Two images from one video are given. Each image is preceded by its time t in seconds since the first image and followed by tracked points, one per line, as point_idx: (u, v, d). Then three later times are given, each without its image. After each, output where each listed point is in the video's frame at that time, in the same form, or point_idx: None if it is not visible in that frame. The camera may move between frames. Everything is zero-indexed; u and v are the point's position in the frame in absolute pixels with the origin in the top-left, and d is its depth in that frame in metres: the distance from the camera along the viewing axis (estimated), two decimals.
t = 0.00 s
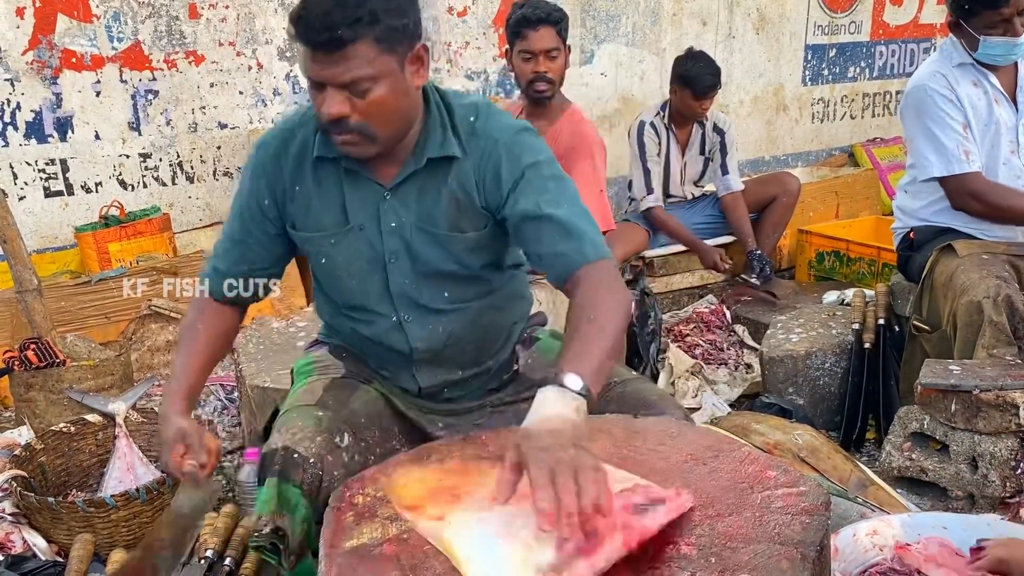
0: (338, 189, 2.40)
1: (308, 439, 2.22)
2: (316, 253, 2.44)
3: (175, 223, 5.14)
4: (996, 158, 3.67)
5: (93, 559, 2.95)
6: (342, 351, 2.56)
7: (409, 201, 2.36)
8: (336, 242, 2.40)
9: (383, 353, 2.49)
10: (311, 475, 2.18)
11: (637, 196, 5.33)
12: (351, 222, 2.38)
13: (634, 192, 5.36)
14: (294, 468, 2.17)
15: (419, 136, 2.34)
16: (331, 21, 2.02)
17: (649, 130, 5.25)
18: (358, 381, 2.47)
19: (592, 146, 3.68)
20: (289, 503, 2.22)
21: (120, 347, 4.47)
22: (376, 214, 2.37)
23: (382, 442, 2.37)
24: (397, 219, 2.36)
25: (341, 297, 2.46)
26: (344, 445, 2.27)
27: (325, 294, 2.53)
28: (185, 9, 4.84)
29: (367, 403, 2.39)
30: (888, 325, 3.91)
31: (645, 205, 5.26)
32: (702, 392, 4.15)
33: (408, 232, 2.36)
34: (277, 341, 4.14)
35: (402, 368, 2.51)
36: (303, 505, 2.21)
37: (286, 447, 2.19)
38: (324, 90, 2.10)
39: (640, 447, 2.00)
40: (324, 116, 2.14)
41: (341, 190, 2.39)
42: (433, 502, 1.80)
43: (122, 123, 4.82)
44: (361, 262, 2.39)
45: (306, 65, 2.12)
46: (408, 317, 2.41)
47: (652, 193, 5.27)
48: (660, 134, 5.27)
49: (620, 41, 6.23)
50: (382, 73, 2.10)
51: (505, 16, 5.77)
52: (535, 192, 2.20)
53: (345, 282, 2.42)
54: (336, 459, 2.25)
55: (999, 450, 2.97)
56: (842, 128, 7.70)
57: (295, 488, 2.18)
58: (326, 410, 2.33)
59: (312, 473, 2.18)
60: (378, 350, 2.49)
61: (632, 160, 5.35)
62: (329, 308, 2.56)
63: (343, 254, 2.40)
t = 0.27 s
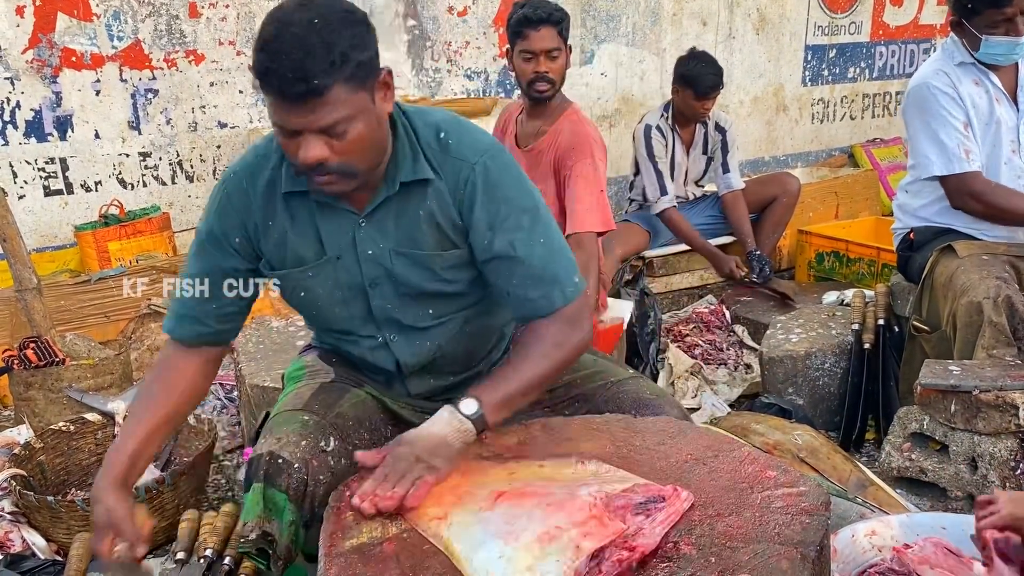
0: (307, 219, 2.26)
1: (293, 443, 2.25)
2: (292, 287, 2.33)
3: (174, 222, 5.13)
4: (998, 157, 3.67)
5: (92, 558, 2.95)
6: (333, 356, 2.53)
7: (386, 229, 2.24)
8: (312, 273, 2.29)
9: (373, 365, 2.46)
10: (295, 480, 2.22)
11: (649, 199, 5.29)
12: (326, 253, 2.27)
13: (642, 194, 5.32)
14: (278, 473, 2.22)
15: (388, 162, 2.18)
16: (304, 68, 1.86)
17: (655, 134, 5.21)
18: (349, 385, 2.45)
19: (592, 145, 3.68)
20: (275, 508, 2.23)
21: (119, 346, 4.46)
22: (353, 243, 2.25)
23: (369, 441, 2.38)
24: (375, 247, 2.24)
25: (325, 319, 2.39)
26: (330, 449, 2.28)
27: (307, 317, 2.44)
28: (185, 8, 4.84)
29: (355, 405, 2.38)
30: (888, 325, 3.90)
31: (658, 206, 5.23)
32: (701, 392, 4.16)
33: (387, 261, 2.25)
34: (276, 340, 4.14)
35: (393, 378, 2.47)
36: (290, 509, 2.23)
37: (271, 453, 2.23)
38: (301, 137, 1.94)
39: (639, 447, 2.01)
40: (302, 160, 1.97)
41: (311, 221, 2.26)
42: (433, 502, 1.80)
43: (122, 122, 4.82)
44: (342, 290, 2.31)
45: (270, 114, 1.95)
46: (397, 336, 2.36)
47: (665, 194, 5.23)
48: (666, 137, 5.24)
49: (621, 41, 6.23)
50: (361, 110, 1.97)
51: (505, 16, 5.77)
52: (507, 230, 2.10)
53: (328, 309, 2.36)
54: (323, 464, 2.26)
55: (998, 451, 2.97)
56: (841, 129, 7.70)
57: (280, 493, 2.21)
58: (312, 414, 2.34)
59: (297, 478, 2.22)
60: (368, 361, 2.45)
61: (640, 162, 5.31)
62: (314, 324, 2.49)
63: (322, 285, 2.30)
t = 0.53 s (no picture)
0: (318, 228, 2.24)
1: (288, 446, 2.26)
2: (300, 288, 2.30)
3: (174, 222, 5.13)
4: (996, 156, 3.66)
5: (91, 557, 2.95)
6: (327, 358, 2.51)
7: (397, 239, 2.23)
8: (321, 282, 2.27)
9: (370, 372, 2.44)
10: (291, 483, 2.23)
11: (637, 198, 5.34)
12: (336, 262, 2.25)
13: (634, 193, 5.37)
14: (274, 476, 2.24)
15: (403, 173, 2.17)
16: (401, 66, 1.87)
17: (653, 134, 5.26)
18: (342, 386, 2.44)
19: (592, 146, 3.68)
20: (272, 510, 2.25)
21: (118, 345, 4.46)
22: (365, 252, 2.23)
23: (366, 442, 2.37)
24: (384, 257, 2.23)
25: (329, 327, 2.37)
26: (325, 451, 2.29)
27: (308, 324, 2.42)
28: (185, 7, 4.84)
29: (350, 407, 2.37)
30: (888, 326, 3.89)
31: (645, 208, 5.26)
32: (700, 393, 4.16)
33: (396, 271, 2.24)
34: (276, 340, 4.14)
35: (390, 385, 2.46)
36: (286, 511, 2.25)
37: (266, 455, 2.25)
38: (380, 142, 1.93)
39: (638, 448, 2.01)
40: (378, 165, 1.96)
41: (322, 230, 2.24)
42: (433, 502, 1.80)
43: (122, 121, 4.81)
44: (348, 299, 2.29)
45: (339, 118, 1.90)
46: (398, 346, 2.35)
47: (653, 196, 5.28)
48: (664, 137, 5.27)
49: (621, 41, 6.23)
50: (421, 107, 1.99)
51: (505, 16, 5.77)
52: (517, 247, 2.12)
53: (334, 317, 2.34)
54: (318, 467, 2.27)
55: (997, 452, 2.97)
56: (841, 129, 7.70)
57: (276, 496, 2.24)
58: (306, 416, 2.33)
59: (293, 481, 2.24)
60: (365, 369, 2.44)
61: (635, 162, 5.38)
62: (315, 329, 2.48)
63: (329, 292, 2.28)
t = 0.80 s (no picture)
0: (356, 184, 2.32)
1: (319, 430, 2.21)
2: (340, 252, 2.33)
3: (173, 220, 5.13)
4: (996, 157, 3.69)
5: (90, 555, 2.94)
6: (345, 347, 2.52)
7: (434, 190, 2.36)
8: (363, 240, 2.32)
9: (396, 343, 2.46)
10: (322, 467, 2.18)
11: (637, 196, 5.33)
12: (378, 218, 2.33)
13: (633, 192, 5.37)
14: (304, 459, 2.17)
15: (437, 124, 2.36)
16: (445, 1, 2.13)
17: (648, 130, 5.28)
18: (363, 376, 2.43)
19: (591, 145, 3.68)
20: (300, 494, 2.18)
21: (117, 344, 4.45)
22: (404, 205, 2.34)
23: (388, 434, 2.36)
24: (423, 208, 2.35)
25: (362, 293, 2.39)
26: (354, 438, 2.26)
27: (334, 295, 2.44)
28: (185, 6, 4.84)
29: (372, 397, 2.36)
30: (888, 326, 3.90)
31: (644, 205, 5.26)
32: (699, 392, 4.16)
33: (437, 222, 2.36)
34: (274, 339, 4.14)
35: (416, 357, 2.49)
36: (314, 496, 2.19)
37: (298, 437, 2.18)
38: (420, 74, 2.15)
39: (637, 447, 2.01)
40: (418, 98, 2.17)
41: (362, 186, 2.32)
42: (432, 501, 1.79)
43: (121, 119, 4.81)
44: (388, 258, 2.35)
45: (386, 46, 2.12)
46: (433, 306, 2.40)
47: (652, 192, 5.26)
48: (659, 134, 5.29)
49: (620, 41, 6.23)
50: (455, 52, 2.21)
51: (505, 15, 5.76)
52: (550, 185, 2.38)
53: (372, 279, 2.36)
54: (347, 453, 2.24)
55: (996, 452, 2.97)
56: (840, 130, 7.71)
57: (306, 479, 2.17)
58: (336, 402, 2.30)
59: (323, 464, 2.18)
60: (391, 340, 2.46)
61: (631, 159, 5.38)
62: (338, 306, 2.49)
63: (372, 250, 2.33)
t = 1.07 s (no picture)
0: (386, 129, 2.46)
1: (311, 428, 2.21)
2: (366, 192, 2.43)
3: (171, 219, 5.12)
4: (995, 155, 3.69)
5: (88, 553, 2.94)
6: (346, 344, 2.55)
7: (458, 143, 2.53)
8: (389, 181, 2.43)
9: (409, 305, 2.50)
10: (311, 465, 2.18)
11: (637, 195, 5.35)
12: (404, 161, 2.46)
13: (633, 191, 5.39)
14: (294, 458, 2.17)
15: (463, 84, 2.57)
16: None
17: (645, 128, 5.29)
18: (362, 376, 2.43)
19: (591, 145, 3.68)
20: (291, 492, 2.19)
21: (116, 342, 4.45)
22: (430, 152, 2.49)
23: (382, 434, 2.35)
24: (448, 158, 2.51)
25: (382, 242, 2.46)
26: (346, 437, 2.25)
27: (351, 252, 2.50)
28: (184, 4, 4.83)
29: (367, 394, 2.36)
30: (887, 326, 3.92)
31: (647, 202, 5.24)
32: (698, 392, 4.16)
33: (460, 171, 2.52)
34: (273, 337, 4.14)
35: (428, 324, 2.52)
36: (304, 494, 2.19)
37: (289, 436, 2.18)
38: (445, 14, 2.26)
39: (637, 447, 2.01)
40: (441, 35, 2.27)
41: (391, 129, 2.47)
42: (431, 499, 1.79)
43: (120, 118, 4.81)
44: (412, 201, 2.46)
45: None
46: (450, 258, 2.49)
47: (653, 189, 5.25)
48: (656, 131, 5.30)
49: (620, 40, 6.23)
50: None
51: (505, 15, 5.76)
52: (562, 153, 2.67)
53: (394, 221, 2.44)
54: (338, 451, 2.23)
55: (996, 453, 2.97)
56: (839, 131, 7.71)
57: (297, 478, 2.17)
58: (330, 400, 2.30)
59: (313, 463, 2.19)
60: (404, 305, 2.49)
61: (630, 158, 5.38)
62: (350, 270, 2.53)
63: (398, 192, 2.44)
